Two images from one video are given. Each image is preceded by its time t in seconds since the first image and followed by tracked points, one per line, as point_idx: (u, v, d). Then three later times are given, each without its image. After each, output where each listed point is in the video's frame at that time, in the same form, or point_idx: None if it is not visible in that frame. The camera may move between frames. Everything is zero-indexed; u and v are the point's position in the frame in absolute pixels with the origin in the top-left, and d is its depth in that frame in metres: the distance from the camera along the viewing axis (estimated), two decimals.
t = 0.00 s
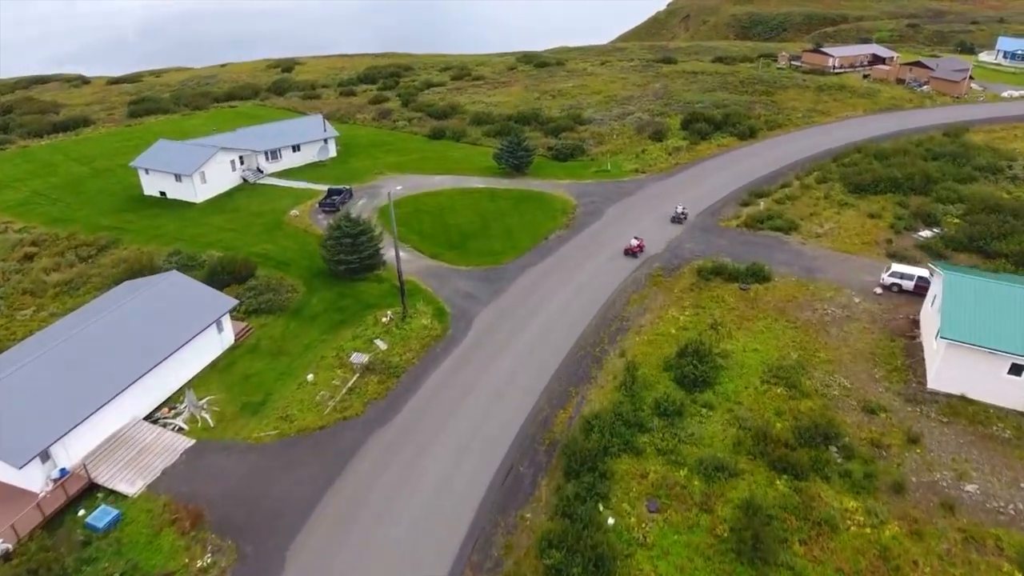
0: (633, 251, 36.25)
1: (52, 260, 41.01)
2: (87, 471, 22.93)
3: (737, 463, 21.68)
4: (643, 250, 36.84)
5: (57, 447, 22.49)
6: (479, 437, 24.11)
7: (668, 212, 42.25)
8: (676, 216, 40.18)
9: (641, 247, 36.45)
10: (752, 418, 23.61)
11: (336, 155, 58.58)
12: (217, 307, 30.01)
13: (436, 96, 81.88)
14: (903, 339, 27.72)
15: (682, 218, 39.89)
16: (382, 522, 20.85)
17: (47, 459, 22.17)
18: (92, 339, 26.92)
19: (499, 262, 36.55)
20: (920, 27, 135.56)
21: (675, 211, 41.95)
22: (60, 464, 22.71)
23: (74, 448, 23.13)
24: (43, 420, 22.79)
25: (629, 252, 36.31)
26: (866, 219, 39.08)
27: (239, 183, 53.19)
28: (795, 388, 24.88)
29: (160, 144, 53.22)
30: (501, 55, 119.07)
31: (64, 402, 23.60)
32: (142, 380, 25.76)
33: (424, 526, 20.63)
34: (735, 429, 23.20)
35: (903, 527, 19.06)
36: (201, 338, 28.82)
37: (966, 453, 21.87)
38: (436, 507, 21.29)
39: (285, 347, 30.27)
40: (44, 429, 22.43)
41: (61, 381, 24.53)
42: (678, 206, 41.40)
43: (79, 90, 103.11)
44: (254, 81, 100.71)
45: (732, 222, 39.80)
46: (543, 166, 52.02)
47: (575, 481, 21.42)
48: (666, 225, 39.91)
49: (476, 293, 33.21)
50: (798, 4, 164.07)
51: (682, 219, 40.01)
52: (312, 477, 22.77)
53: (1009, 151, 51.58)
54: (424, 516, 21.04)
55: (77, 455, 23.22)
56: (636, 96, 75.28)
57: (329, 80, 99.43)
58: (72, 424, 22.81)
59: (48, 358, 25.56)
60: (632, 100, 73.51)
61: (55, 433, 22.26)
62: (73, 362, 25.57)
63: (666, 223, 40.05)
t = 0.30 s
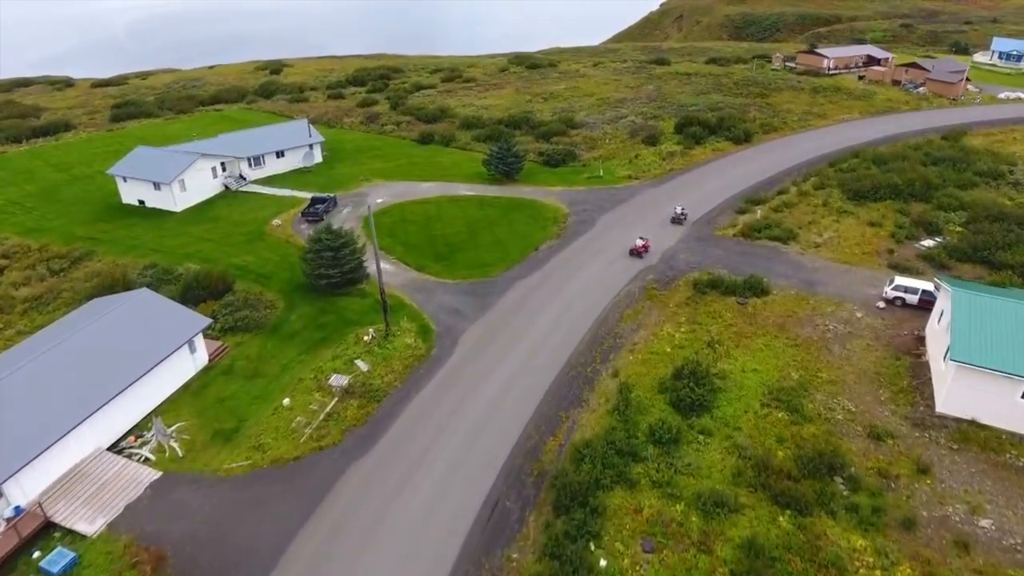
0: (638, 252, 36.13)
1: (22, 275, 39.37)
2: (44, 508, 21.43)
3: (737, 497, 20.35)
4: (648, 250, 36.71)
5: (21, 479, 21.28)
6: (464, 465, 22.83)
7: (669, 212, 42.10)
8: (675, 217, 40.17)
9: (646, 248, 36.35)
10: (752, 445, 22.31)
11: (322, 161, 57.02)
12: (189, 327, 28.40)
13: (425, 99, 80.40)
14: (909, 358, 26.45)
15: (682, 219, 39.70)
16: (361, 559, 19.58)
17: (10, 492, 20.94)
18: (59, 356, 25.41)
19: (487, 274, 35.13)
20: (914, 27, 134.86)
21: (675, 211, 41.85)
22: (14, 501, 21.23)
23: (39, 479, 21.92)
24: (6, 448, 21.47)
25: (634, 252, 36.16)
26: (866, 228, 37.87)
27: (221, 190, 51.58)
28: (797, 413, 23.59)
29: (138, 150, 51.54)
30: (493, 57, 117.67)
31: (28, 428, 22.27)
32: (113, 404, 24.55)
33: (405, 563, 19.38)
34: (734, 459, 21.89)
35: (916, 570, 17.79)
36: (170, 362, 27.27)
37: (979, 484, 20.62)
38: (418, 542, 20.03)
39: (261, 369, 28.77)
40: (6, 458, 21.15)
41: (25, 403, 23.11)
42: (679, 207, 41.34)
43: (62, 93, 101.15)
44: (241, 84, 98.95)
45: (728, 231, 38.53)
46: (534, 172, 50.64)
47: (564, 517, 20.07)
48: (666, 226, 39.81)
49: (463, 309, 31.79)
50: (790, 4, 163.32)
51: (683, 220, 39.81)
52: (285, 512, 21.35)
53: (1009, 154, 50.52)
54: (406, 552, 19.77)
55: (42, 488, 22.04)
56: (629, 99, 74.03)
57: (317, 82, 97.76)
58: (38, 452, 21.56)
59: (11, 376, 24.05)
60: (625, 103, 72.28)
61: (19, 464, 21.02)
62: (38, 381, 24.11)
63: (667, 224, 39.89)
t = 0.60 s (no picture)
0: (644, 252, 35.84)
1: None
2: None
3: (737, 549, 18.61)
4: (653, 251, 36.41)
5: (20, 480, 21.23)
6: (441, 506, 21.16)
7: (669, 212, 41.81)
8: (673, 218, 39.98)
9: (652, 248, 36.04)
10: (752, 487, 20.60)
11: (300, 170, 54.96)
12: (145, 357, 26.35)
13: (410, 103, 78.45)
14: (915, 384, 24.86)
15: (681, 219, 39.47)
16: None
17: (9, 492, 20.84)
18: (45, 364, 24.94)
19: (469, 293, 33.28)
20: (903, 27, 134.25)
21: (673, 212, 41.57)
22: None
23: (36, 482, 21.80)
24: (5, 449, 21.39)
25: (639, 252, 35.87)
26: (864, 239, 36.35)
27: (193, 202, 49.40)
28: (800, 449, 21.91)
29: (107, 159, 49.28)
30: (479, 59, 115.77)
31: (27, 429, 22.19)
32: (100, 413, 24.16)
33: None
34: (733, 503, 20.15)
35: None
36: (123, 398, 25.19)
37: (997, 530, 19.02)
38: None
39: (224, 401, 26.77)
40: (6, 458, 21.14)
41: (23, 405, 22.99)
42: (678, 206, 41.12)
43: (36, 98, 98.29)
44: (221, 87, 96.52)
45: (721, 244, 36.90)
46: (519, 180, 48.85)
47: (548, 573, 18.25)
48: (665, 226, 39.66)
49: (443, 332, 29.95)
50: (779, 4, 162.45)
51: (682, 220, 39.66)
52: (241, 568, 19.43)
53: (1007, 159, 49.26)
54: None
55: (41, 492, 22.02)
56: (618, 102, 72.43)
57: (299, 86, 95.37)
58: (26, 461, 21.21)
59: (6, 378, 23.86)
60: (614, 106, 70.68)
61: (20, 463, 21.05)
62: (34, 384, 23.93)
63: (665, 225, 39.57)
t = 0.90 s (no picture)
0: (649, 252, 35.75)
1: None
2: None
3: None
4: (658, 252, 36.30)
5: (20, 479, 21.42)
6: (420, 548, 19.73)
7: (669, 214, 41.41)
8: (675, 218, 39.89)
9: (657, 249, 35.96)
10: (753, 531, 19.08)
11: (280, 178, 53.11)
12: (101, 389, 24.38)
13: (395, 106, 76.66)
14: (922, 411, 23.44)
15: (683, 219, 39.56)
16: None
17: (9, 491, 21.06)
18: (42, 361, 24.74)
19: (451, 311, 31.63)
20: (893, 27, 133.65)
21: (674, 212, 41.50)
22: None
23: (36, 481, 22.04)
24: (4, 449, 21.39)
25: (644, 253, 35.79)
26: (863, 251, 35.00)
27: (166, 212, 47.42)
28: (803, 485, 20.41)
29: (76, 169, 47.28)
30: (467, 60, 114.02)
31: (27, 429, 22.18)
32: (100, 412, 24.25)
33: None
34: (732, 549, 18.60)
35: None
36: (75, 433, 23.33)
37: None
38: None
39: (188, 434, 24.99)
40: (6, 458, 21.20)
41: (23, 405, 22.93)
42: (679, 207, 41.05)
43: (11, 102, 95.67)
44: (202, 90, 94.25)
45: (715, 256, 35.46)
46: (506, 188, 47.26)
47: None
48: (666, 226, 39.64)
49: (423, 355, 28.29)
50: (769, 3, 161.60)
51: (683, 221, 39.65)
52: None
53: (1005, 164, 48.13)
54: None
55: (41, 489, 22.25)
56: (607, 105, 70.95)
57: (283, 89, 93.32)
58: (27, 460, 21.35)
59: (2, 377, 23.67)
60: (603, 109, 69.19)
61: (20, 463, 21.16)
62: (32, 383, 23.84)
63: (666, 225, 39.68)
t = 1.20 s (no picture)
0: (655, 253, 35.44)
1: None
2: None
3: None
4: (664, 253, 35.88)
5: (20, 479, 21.60)
6: None
7: (661, 224, 39.93)
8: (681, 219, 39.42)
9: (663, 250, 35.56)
10: None
11: (259, 186, 51.28)
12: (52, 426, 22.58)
13: (381, 110, 74.83)
14: (932, 442, 22.03)
15: (691, 219, 39.10)
16: None
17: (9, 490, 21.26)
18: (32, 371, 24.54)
19: (433, 332, 30.01)
20: (884, 27, 133.01)
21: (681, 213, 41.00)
22: None
23: (36, 480, 22.18)
24: (4, 449, 21.48)
25: (650, 253, 35.49)
26: (864, 263, 33.65)
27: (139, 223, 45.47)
28: (808, 527, 18.97)
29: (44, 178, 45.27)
30: (456, 62, 112.30)
31: (28, 429, 22.23)
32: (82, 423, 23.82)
33: None
34: None
35: None
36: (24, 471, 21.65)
37: None
38: None
39: (147, 472, 23.24)
40: (6, 458, 21.27)
41: (22, 406, 23.04)
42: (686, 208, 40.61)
43: None
44: (183, 94, 91.99)
45: (709, 269, 34.00)
46: (493, 197, 45.65)
47: None
48: (672, 227, 39.21)
49: (402, 381, 26.65)
50: (759, 3, 160.66)
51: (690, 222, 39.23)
52: None
53: (1004, 169, 47.00)
54: None
55: (41, 490, 22.39)
56: (598, 108, 69.47)
57: (267, 92, 91.28)
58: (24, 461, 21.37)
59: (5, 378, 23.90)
60: (594, 113, 67.69)
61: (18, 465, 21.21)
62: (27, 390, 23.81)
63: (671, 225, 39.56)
